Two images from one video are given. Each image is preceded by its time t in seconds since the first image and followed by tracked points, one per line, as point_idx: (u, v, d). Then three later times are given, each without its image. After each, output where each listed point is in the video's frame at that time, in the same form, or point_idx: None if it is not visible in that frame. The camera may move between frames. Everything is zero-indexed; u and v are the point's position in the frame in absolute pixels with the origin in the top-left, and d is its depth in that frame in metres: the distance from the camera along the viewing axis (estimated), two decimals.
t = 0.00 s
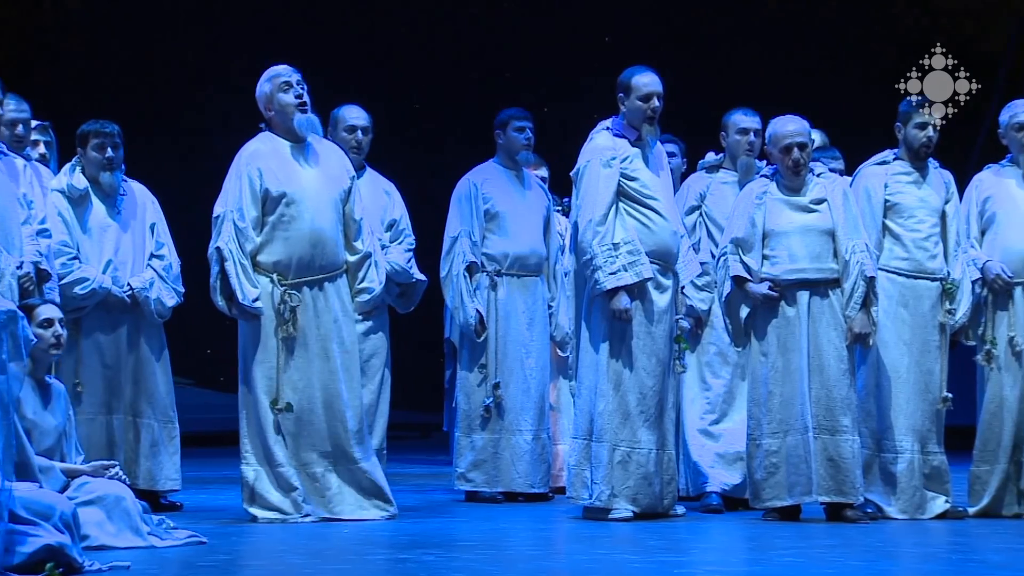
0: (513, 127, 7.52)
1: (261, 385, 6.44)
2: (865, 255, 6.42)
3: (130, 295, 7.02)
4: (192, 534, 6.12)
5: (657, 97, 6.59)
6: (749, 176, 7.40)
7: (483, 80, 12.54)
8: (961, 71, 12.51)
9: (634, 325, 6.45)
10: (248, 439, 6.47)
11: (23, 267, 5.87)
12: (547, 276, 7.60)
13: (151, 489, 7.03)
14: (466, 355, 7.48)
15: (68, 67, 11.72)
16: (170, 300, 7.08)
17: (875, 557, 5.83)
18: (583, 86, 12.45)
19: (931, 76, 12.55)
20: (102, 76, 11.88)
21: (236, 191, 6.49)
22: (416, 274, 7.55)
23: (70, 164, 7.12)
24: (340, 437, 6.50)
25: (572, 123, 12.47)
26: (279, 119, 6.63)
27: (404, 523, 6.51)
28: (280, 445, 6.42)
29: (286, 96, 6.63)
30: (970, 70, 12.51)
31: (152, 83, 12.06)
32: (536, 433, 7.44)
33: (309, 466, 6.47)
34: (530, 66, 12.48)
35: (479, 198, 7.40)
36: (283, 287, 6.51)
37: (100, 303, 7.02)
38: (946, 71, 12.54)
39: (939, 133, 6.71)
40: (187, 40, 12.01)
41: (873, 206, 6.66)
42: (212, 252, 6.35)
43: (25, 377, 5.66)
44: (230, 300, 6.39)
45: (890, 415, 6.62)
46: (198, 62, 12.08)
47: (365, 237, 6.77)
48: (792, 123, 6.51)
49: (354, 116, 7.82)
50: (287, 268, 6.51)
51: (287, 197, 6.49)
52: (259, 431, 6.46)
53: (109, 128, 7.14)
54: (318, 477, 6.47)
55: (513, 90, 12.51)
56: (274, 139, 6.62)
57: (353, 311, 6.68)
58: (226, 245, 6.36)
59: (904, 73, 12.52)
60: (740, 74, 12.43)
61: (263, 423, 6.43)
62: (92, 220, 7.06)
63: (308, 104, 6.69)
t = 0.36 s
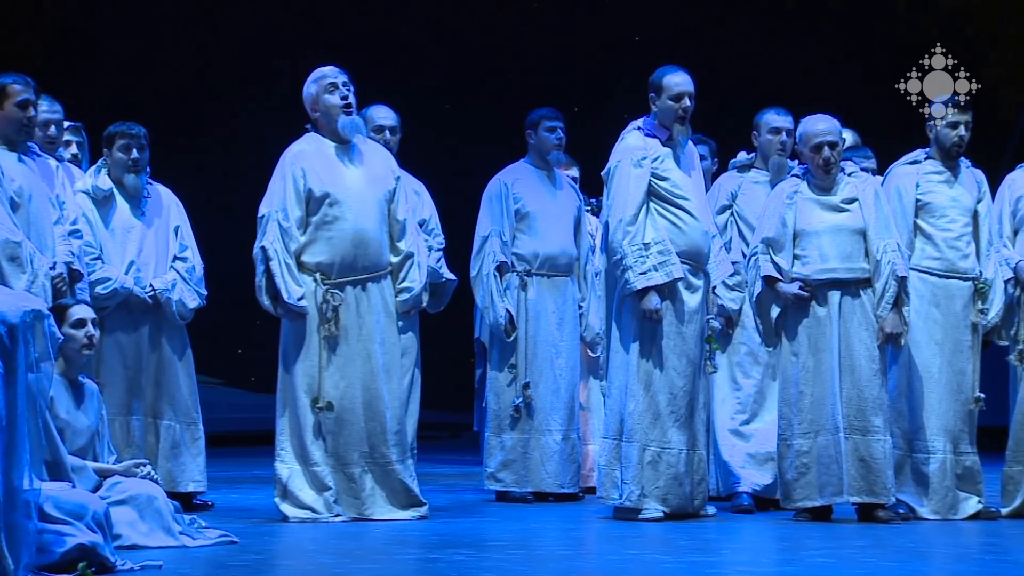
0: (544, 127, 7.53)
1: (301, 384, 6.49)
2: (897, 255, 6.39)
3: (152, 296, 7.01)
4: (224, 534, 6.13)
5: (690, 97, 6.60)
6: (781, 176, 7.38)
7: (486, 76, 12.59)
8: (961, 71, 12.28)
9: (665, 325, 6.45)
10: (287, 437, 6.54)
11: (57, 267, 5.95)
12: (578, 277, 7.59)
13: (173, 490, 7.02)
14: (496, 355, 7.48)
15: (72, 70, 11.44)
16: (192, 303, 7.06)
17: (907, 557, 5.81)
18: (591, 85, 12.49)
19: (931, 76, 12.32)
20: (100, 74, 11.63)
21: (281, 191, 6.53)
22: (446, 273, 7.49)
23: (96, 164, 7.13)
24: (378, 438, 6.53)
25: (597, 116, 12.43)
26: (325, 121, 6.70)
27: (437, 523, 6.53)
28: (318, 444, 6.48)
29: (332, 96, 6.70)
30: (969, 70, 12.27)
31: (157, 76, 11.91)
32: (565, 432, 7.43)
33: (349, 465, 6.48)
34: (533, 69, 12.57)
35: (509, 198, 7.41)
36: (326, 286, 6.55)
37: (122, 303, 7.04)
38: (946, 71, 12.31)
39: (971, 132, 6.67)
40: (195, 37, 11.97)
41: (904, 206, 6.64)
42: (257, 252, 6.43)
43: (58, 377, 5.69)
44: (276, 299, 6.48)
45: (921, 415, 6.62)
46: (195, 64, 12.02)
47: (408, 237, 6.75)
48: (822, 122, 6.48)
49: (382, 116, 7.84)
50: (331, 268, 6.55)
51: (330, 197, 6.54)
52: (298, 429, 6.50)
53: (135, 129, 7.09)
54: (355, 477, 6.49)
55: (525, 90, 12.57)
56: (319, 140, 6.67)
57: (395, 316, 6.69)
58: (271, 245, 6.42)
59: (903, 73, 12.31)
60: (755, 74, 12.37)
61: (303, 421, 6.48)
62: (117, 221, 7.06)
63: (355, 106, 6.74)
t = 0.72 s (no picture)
0: (576, 127, 7.50)
1: (339, 384, 6.60)
2: (928, 254, 6.36)
3: (181, 296, 7.03)
4: (254, 533, 6.16)
5: (719, 97, 6.59)
6: (811, 175, 7.35)
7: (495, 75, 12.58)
8: (961, 71, 12.21)
9: (695, 325, 6.44)
10: (324, 436, 6.64)
11: (94, 268, 5.96)
12: (608, 277, 7.58)
13: (203, 490, 7.04)
14: (525, 355, 7.50)
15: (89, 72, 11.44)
16: (220, 303, 7.09)
17: (939, 558, 5.78)
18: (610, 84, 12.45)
19: (931, 76, 12.19)
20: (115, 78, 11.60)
21: (324, 188, 6.65)
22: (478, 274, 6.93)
23: (127, 164, 7.15)
24: (412, 439, 6.62)
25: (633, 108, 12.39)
26: (370, 120, 6.79)
27: (467, 522, 6.58)
28: (355, 443, 6.58)
29: (379, 97, 6.79)
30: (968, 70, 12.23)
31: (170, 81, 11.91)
32: (595, 433, 7.42)
33: (384, 466, 6.58)
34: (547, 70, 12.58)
35: (539, 198, 7.41)
36: (365, 286, 6.64)
37: (151, 304, 7.02)
38: (946, 71, 12.22)
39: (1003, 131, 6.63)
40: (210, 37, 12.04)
41: (935, 206, 6.63)
42: (300, 247, 6.54)
43: (87, 377, 5.74)
44: (316, 296, 6.60)
45: (953, 415, 6.60)
46: (202, 64, 12.03)
47: (450, 241, 6.81)
48: (853, 122, 6.46)
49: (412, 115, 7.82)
50: (370, 267, 6.64)
51: (371, 197, 6.64)
52: (335, 427, 6.60)
53: (165, 130, 7.11)
54: (391, 478, 6.58)
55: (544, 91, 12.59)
56: (365, 139, 6.78)
57: (435, 319, 6.75)
58: (313, 241, 6.53)
59: (903, 73, 12.19)
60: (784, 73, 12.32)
61: (341, 420, 6.59)
62: (145, 221, 7.07)
63: (401, 107, 6.83)
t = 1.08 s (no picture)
0: (607, 127, 7.51)
1: (372, 384, 6.64)
2: (960, 254, 6.34)
3: (215, 296, 7.06)
4: (286, 533, 6.18)
5: (750, 96, 6.61)
6: (842, 175, 7.35)
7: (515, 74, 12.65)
8: (961, 71, 11.76)
9: (726, 325, 6.44)
10: (356, 435, 6.68)
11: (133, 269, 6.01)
12: (639, 277, 7.58)
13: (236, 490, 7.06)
14: (556, 355, 7.50)
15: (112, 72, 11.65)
16: (254, 303, 7.12)
17: (972, 559, 5.76)
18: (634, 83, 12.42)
19: (932, 76, 11.78)
20: (135, 83, 11.81)
21: (358, 187, 6.71)
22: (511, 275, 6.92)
23: (159, 164, 7.16)
24: (444, 439, 6.68)
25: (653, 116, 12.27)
26: (405, 121, 6.86)
27: (498, 522, 6.59)
28: (387, 443, 6.62)
29: (415, 97, 6.85)
30: (969, 70, 11.77)
31: (193, 80, 12.09)
32: (626, 433, 7.42)
33: (416, 466, 6.63)
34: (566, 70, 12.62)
35: (570, 198, 7.41)
36: (398, 286, 6.70)
37: (186, 304, 7.08)
38: (946, 72, 11.79)
39: None
40: (228, 42, 12.20)
41: (968, 204, 6.62)
42: (334, 246, 6.60)
43: (119, 378, 5.70)
44: (351, 295, 6.67)
45: (986, 415, 6.59)
46: (214, 73, 12.20)
47: (484, 241, 6.87)
48: (884, 121, 6.45)
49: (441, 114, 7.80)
50: (403, 267, 6.70)
51: (404, 197, 6.69)
52: (368, 427, 6.64)
53: (198, 131, 7.18)
54: (422, 477, 6.63)
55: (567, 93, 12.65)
56: (400, 140, 6.83)
57: (469, 321, 6.80)
58: (347, 241, 6.58)
59: (903, 73, 11.80)
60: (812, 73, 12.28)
61: (373, 420, 6.63)
62: (178, 221, 7.09)
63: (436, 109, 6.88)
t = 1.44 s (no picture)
0: (640, 127, 7.50)
1: (407, 384, 6.67)
2: (998, 253, 6.29)
3: (254, 295, 7.06)
4: (320, 532, 6.19)
5: (784, 95, 6.58)
6: (877, 174, 7.33)
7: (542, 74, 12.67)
8: (961, 71, 11.69)
9: (760, 325, 6.43)
10: (392, 435, 6.72)
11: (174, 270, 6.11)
12: (673, 277, 7.57)
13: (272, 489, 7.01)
14: (591, 355, 7.50)
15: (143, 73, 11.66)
16: (293, 303, 7.14)
17: (1008, 559, 5.74)
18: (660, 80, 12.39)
19: (931, 76, 11.75)
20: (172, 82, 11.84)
21: (392, 187, 6.73)
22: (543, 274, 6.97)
23: (200, 164, 7.23)
24: (478, 439, 6.67)
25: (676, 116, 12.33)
26: (438, 121, 6.86)
27: (532, 522, 6.60)
28: (422, 443, 6.64)
29: (449, 98, 6.86)
30: (969, 70, 11.70)
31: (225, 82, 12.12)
32: (661, 433, 7.42)
33: (450, 466, 6.64)
34: (593, 71, 12.60)
35: (604, 198, 7.40)
36: (433, 286, 6.71)
37: (225, 303, 7.09)
38: (946, 72, 11.73)
39: None
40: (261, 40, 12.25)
41: (1004, 203, 6.69)
42: (368, 247, 6.63)
43: (154, 378, 5.70)
44: (385, 295, 6.68)
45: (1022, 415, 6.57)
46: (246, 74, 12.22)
47: (517, 240, 6.88)
48: (919, 120, 6.44)
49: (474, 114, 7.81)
50: (437, 267, 6.71)
51: (438, 197, 6.70)
52: (403, 427, 6.66)
53: (239, 131, 7.23)
54: (457, 477, 6.64)
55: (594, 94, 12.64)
56: (432, 139, 6.84)
57: (502, 320, 6.80)
58: (381, 241, 6.62)
59: (903, 73, 11.81)
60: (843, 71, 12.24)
61: (409, 420, 6.65)
62: (219, 221, 7.14)
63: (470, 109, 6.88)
